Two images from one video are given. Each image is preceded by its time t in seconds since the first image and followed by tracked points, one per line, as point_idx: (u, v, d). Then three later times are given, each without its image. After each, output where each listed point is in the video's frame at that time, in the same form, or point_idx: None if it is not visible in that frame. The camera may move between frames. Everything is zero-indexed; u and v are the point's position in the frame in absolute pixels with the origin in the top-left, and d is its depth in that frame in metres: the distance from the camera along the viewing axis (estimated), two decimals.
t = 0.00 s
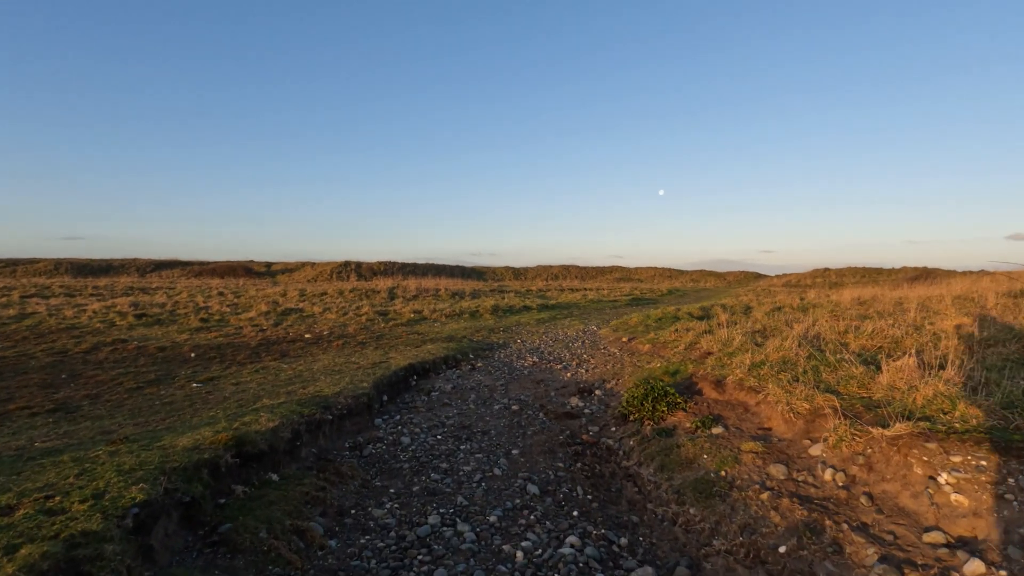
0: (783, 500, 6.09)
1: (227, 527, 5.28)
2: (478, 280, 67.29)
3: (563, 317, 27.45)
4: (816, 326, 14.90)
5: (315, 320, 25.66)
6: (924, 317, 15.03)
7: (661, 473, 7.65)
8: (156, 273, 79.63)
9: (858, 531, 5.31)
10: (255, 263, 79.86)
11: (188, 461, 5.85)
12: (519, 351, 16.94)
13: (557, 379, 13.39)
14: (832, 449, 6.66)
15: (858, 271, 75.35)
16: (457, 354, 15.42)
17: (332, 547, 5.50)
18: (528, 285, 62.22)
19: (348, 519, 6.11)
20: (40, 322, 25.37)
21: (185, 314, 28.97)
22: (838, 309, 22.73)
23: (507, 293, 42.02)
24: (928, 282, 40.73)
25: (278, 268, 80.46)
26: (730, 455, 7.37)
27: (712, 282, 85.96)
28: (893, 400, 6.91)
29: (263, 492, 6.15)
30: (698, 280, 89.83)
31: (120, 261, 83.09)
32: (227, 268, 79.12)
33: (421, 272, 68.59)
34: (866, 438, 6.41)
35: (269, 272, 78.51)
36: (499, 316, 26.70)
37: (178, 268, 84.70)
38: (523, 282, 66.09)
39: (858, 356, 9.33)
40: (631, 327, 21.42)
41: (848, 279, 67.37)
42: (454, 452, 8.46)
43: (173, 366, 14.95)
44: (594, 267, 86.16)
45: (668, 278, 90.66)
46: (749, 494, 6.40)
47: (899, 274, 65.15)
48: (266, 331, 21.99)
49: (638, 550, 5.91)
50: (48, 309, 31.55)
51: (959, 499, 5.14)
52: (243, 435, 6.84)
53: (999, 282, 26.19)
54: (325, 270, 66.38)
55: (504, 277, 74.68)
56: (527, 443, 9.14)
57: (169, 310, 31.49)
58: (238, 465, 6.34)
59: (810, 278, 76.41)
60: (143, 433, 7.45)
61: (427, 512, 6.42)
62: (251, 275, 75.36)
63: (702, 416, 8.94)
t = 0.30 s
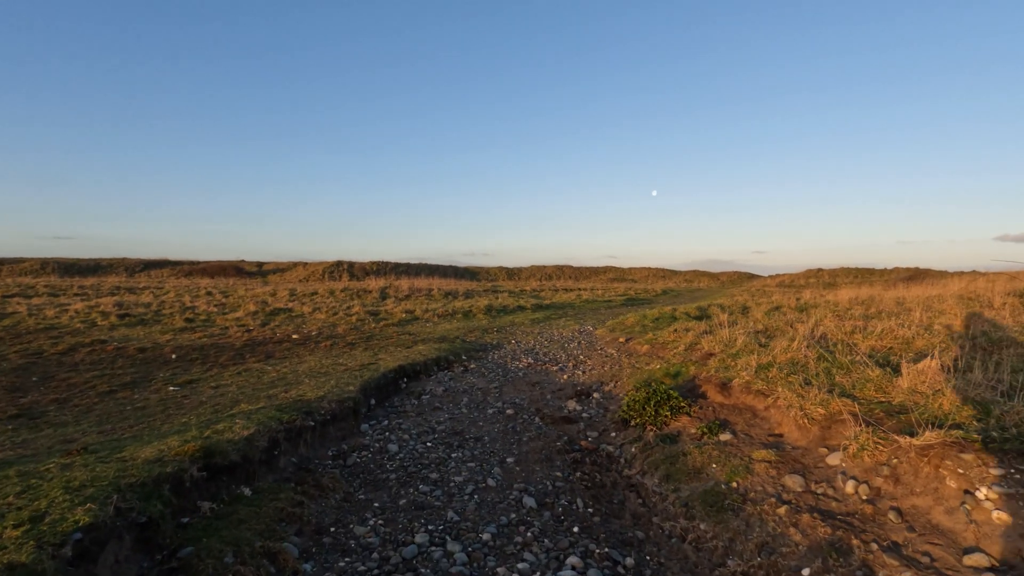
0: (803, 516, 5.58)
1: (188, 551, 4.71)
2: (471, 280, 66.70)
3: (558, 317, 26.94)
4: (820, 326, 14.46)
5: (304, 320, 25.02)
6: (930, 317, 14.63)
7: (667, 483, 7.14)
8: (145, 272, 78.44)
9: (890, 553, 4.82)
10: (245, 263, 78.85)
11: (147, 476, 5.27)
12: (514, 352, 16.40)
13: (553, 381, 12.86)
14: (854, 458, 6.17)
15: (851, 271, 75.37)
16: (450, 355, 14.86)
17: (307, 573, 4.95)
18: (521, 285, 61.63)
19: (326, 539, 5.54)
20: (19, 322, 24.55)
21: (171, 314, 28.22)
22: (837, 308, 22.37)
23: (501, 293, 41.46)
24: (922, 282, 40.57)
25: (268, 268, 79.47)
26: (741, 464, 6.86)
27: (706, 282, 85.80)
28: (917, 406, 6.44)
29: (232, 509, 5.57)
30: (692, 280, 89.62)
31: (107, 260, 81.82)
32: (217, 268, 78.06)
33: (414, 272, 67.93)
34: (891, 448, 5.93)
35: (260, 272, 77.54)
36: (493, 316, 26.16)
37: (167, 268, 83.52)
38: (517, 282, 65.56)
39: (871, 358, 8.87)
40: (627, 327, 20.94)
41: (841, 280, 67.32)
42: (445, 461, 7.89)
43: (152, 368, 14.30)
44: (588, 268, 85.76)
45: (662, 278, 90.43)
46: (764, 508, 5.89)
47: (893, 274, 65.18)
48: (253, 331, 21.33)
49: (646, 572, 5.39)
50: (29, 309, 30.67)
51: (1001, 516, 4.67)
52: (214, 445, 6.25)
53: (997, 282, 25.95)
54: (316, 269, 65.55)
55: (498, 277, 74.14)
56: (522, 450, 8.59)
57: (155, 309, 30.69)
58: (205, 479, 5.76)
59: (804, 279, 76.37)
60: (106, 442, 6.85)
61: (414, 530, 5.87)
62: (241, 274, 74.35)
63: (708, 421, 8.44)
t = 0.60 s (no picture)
0: (826, 543, 5.07)
1: None
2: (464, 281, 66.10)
3: (552, 320, 26.42)
4: (824, 329, 14.03)
5: (292, 323, 24.33)
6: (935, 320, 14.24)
7: (673, 502, 6.61)
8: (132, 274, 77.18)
9: None
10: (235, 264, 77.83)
11: (94, 506, 4.67)
12: (507, 356, 15.86)
13: (548, 387, 12.32)
14: (878, 477, 5.66)
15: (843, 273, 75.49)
16: (440, 360, 14.27)
17: None
18: (514, 286, 61.12)
19: (298, 571, 4.97)
20: None
21: (155, 317, 27.42)
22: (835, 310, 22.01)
23: (493, 295, 40.92)
24: (916, 283, 40.45)
25: (258, 269, 78.47)
26: (753, 482, 6.34)
27: (699, 284, 85.65)
28: (945, 419, 5.95)
29: (193, 538, 4.98)
30: (685, 281, 89.48)
31: (94, 261, 80.51)
32: (206, 269, 76.95)
33: (406, 273, 67.32)
34: (921, 466, 5.42)
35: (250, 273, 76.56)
36: (485, 318, 25.61)
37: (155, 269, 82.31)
38: (510, 283, 65.02)
39: (885, 365, 8.41)
40: (623, 330, 20.45)
41: (833, 281, 67.37)
42: (433, 477, 7.32)
43: (128, 374, 13.61)
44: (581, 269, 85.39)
45: (655, 279, 90.23)
46: (783, 532, 5.37)
47: (885, 276, 65.24)
48: (237, 335, 20.64)
49: None
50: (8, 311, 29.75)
51: None
52: (175, 465, 5.66)
53: (994, 283, 25.76)
54: (307, 271, 64.68)
55: (491, 279, 73.55)
56: (516, 463, 8.04)
57: (138, 312, 29.85)
58: (163, 504, 5.16)
59: (797, 280, 76.41)
60: (59, 460, 6.24)
61: (397, 560, 5.30)
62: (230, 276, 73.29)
63: (714, 433, 7.93)
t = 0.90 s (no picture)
0: (861, 574, 4.58)
1: None
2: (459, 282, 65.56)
3: (550, 321, 25.93)
4: (831, 331, 13.57)
5: (283, 325, 23.75)
6: (945, 322, 13.81)
7: (685, 522, 6.10)
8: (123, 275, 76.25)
9: None
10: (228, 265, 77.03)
11: (39, 540, 4.13)
12: (504, 360, 15.35)
13: (547, 393, 11.80)
14: (911, 497, 5.18)
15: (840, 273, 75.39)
16: (435, 365, 13.74)
17: None
18: (510, 287, 60.57)
19: None
20: None
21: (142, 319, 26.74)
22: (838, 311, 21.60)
23: (490, 296, 40.41)
24: (914, 284, 40.21)
25: (251, 270, 77.69)
26: (772, 500, 5.85)
27: (696, 285, 85.36)
28: (984, 434, 5.48)
29: (154, 571, 4.44)
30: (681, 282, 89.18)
31: (85, 262, 79.53)
32: (198, 270, 76.10)
33: (401, 274, 66.75)
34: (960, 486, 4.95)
35: (243, 274, 75.77)
36: (482, 320, 25.10)
37: (147, 270, 81.38)
38: (506, 285, 64.51)
39: (904, 372, 7.94)
40: (623, 332, 19.99)
41: (829, 282, 67.14)
42: (426, 494, 6.78)
43: (108, 380, 12.99)
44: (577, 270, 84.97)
45: (652, 280, 89.92)
46: (810, 559, 4.88)
47: (882, 276, 65.11)
48: (226, 338, 20.04)
49: None
50: None
51: None
52: (139, 488, 5.12)
53: (996, 284, 25.45)
54: (300, 272, 63.97)
55: (486, 280, 72.99)
56: (515, 477, 7.51)
57: (125, 314, 29.11)
58: (122, 532, 4.62)
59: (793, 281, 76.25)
60: (14, 480, 5.68)
61: None
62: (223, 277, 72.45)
63: (726, 444, 7.42)
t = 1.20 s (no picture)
0: None
1: None
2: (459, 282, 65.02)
3: (553, 322, 25.36)
4: (847, 333, 13.02)
5: (279, 326, 23.19)
6: (966, 323, 13.26)
7: (711, 547, 5.54)
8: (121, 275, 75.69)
9: None
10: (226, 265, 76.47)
11: None
12: (506, 362, 14.79)
13: (552, 398, 11.24)
14: (968, 525, 4.64)
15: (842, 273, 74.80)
16: (434, 368, 13.18)
17: None
18: (511, 287, 60.04)
19: None
20: None
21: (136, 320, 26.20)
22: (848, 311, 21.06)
23: (491, 296, 39.87)
24: (921, 283, 39.67)
25: (250, 270, 77.12)
26: (807, 523, 5.29)
27: (698, 284, 84.79)
28: None
29: None
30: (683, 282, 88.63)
31: (83, 262, 78.99)
32: (197, 270, 75.55)
33: (401, 274, 66.20)
34: None
35: (242, 274, 75.23)
36: (483, 321, 24.56)
37: (145, 270, 80.84)
38: (506, 285, 63.96)
39: (939, 379, 7.39)
40: (628, 333, 19.44)
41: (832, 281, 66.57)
42: (424, 512, 6.23)
43: (93, 385, 12.40)
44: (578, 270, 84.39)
45: (653, 280, 89.37)
46: None
47: (885, 276, 64.53)
48: (220, 339, 19.48)
49: None
50: None
51: None
52: (100, 514, 4.59)
53: (1008, 283, 24.90)
54: (299, 272, 63.41)
55: (487, 280, 72.45)
56: (520, 492, 6.95)
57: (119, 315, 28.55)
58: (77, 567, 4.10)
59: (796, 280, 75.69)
60: None
61: None
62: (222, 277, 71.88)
63: (749, 456, 6.86)
